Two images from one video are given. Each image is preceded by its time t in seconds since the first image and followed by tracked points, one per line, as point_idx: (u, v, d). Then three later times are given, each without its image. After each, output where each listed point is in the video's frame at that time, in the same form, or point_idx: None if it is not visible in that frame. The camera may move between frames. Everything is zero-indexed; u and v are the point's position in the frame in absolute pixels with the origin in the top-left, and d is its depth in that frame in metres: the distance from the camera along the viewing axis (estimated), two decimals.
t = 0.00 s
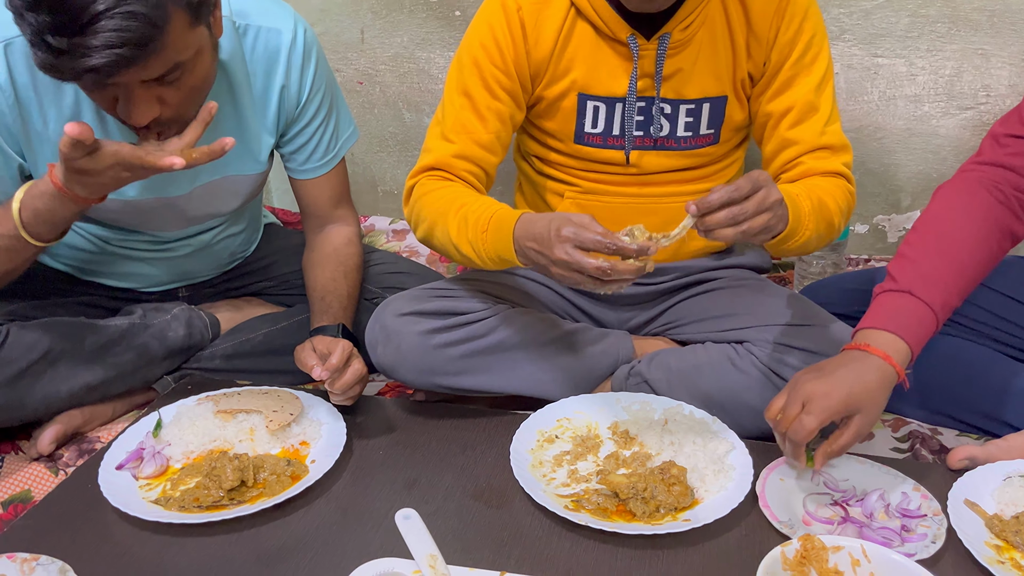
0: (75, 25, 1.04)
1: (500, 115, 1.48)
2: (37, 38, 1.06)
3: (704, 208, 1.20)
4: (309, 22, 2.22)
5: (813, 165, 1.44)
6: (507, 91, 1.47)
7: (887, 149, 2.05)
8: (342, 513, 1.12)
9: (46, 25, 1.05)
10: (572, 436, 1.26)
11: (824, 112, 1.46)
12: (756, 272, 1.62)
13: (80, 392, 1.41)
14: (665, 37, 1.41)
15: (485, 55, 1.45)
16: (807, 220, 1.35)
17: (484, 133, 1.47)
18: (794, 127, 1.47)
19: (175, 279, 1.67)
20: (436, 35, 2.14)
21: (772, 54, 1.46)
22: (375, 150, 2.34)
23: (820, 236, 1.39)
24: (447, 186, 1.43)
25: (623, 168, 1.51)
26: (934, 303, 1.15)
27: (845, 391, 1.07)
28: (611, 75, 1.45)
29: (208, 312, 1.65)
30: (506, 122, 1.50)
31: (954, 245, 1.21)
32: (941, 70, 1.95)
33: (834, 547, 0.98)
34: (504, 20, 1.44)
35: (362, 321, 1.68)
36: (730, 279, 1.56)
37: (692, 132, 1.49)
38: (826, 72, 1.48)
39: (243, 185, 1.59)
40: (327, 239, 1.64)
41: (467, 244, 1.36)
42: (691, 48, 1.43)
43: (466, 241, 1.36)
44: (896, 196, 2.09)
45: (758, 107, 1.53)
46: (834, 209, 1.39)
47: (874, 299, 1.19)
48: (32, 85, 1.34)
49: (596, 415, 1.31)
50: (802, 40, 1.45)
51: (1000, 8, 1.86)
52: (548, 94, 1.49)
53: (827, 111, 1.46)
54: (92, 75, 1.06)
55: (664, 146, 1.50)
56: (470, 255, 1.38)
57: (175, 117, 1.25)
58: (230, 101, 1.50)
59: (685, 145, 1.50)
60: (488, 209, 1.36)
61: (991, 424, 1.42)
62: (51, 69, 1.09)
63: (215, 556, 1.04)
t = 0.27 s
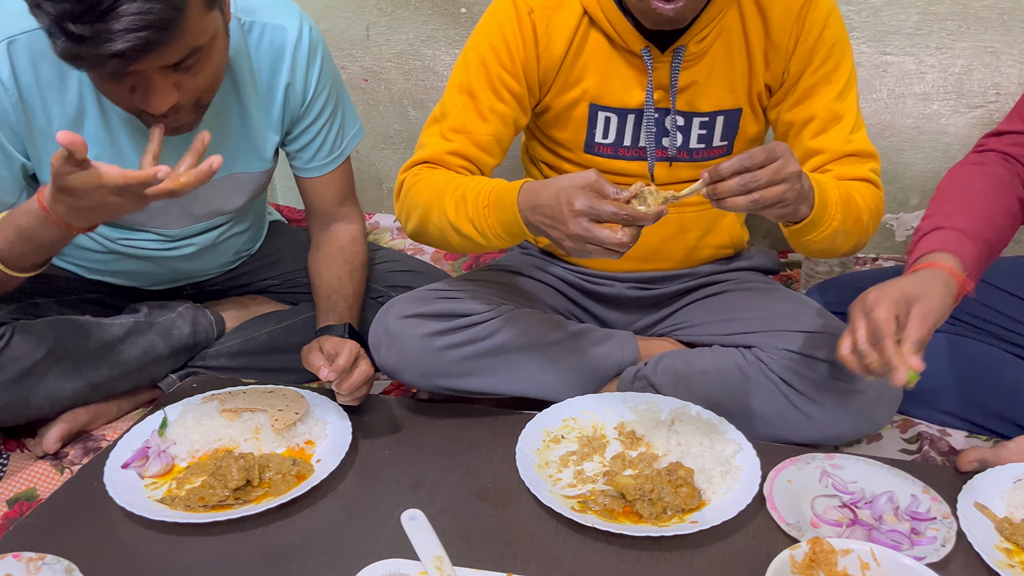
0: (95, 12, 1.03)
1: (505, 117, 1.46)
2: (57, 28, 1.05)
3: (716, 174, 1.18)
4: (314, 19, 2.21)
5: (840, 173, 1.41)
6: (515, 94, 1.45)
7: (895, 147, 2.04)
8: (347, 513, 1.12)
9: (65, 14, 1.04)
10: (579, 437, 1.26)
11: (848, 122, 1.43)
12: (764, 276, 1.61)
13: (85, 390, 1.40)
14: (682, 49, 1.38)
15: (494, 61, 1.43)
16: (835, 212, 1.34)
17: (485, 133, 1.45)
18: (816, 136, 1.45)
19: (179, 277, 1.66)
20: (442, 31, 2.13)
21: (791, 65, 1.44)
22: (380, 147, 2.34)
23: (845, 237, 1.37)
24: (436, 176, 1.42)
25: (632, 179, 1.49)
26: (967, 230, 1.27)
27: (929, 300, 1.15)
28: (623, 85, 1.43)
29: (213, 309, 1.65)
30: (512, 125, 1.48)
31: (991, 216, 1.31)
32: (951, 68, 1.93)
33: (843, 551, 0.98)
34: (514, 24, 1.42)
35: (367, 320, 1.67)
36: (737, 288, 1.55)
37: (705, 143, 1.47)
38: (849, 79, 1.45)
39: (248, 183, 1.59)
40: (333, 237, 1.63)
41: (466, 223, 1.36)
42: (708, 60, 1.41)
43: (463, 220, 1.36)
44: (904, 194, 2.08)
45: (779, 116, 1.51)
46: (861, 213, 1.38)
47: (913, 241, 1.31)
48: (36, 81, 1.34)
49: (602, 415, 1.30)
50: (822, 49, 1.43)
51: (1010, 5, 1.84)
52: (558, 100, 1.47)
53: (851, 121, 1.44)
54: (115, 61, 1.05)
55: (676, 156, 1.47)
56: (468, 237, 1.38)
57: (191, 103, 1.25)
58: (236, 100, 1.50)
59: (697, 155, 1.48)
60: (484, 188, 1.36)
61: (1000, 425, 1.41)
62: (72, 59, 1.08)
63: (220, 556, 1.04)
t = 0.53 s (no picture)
0: None
1: (510, 114, 1.45)
2: None
3: (726, 171, 1.16)
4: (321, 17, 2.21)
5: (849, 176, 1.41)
6: (522, 91, 1.44)
7: (905, 146, 2.03)
8: (356, 512, 1.12)
9: None
10: (587, 436, 1.25)
11: (856, 124, 1.43)
12: (772, 275, 1.60)
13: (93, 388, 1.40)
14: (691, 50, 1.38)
15: (502, 57, 1.42)
16: (832, 215, 1.33)
17: (490, 128, 1.44)
18: (824, 138, 1.45)
19: (187, 275, 1.66)
20: (449, 29, 2.12)
21: (800, 67, 1.43)
22: (387, 145, 2.33)
23: (847, 237, 1.37)
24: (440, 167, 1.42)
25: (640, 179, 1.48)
26: None
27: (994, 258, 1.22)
28: (632, 85, 1.42)
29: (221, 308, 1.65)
30: (517, 121, 1.47)
31: None
32: (961, 65, 1.92)
33: (853, 551, 0.97)
34: (522, 20, 1.41)
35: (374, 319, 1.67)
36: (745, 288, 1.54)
37: (714, 143, 1.47)
38: (857, 82, 1.44)
39: (257, 178, 1.59)
40: (341, 236, 1.63)
41: (471, 213, 1.36)
42: (717, 61, 1.40)
43: (469, 211, 1.37)
44: (914, 193, 2.07)
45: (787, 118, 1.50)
46: (866, 215, 1.37)
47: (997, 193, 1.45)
48: (53, 65, 1.34)
49: (611, 415, 1.30)
50: (832, 51, 1.42)
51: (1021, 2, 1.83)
52: (565, 100, 1.47)
53: (859, 123, 1.43)
54: (144, 36, 1.08)
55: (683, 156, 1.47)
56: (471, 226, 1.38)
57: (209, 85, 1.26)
58: (246, 94, 1.50)
59: (704, 155, 1.47)
60: (490, 175, 1.36)
61: (1012, 424, 1.40)
62: (103, 32, 1.10)
63: (228, 555, 1.04)
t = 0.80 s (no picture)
0: None
1: (505, 118, 1.44)
2: None
3: (724, 95, 1.15)
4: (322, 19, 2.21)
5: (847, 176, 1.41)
6: (520, 96, 1.44)
7: (905, 147, 2.03)
8: (356, 515, 1.12)
9: None
10: (587, 439, 1.25)
11: (852, 126, 1.43)
12: (774, 278, 1.60)
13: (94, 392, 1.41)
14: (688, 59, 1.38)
15: (500, 61, 1.42)
16: (826, 183, 1.32)
17: (486, 132, 1.44)
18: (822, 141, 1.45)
19: (190, 276, 1.66)
20: (449, 31, 2.12)
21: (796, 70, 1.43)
22: (387, 147, 2.33)
23: (838, 223, 1.38)
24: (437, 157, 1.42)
25: (638, 186, 1.48)
26: None
27: None
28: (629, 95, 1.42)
29: (221, 310, 1.65)
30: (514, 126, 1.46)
31: None
32: (961, 67, 1.92)
33: (853, 555, 0.97)
34: (520, 25, 1.41)
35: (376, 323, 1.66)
36: (746, 289, 1.54)
37: (713, 151, 1.45)
38: (855, 84, 1.43)
39: (262, 177, 1.59)
40: (341, 238, 1.63)
41: (476, 182, 1.35)
42: (712, 69, 1.40)
43: (474, 181, 1.36)
44: (914, 195, 2.07)
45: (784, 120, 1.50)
46: (860, 206, 1.38)
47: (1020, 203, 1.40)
48: (68, 56, 1.34)
49: (611, 417, 1.30)
50: (827, 54, 1.41)
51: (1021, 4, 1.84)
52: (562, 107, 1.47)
53: (856, 124, 1.43)
54: (163, 28, 1.08)
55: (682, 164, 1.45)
56: (475, 199, 1.37)
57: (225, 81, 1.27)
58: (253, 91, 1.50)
59: (703, 162, 1.46)
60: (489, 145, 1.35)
61: (1011, 427, 1.40)
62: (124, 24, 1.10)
63: (227, 559, 1.04)
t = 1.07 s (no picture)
0: None
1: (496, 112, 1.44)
2: None
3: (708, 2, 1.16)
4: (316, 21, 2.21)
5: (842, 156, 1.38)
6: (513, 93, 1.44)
7: (898, 147, 2.04)
8: (350, 515, 1.12)
9: None
10: (581, 438, 1.26)
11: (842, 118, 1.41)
12: (768, 278, 1.60)
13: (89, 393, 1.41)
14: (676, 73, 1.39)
15: (491, 57, 1.42)
16: (814, 131, 1.27)
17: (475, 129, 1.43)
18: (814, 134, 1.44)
19: (187, 277, 1.66)
20: (443, 33, 2.13)
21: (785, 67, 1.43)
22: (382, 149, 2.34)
23: (834, 188, 1.33)
24: (427, 126, 1.41)
25: (627, 193, 1.48)
26: None
27: None
28: (618, 100, 1.42)
29: (216, 312, 1.65)
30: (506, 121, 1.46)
31: None
32: (953, 67, 1.93)
33: (844, 552, 0.97)
34: (511, 22, 1.41)
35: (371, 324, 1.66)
36: (740, 289, 1.54)
37: (703, 155, 1.46)
38: (845, 73, 1.42)
39: (259, 176, 1.59)
40: (336, 239, 1.63)
41: (468, 129, 1.33)
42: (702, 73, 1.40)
43: (467, 128, 1.33)
44: (907, 194, 2.08)
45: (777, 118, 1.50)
46: (870, 187, 1.36)
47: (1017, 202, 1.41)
48: (65, 57, 1.34)
49: (605, 417, 1.30)
50: (814, 46, 1.40)
51: (1013, 4, 1.85)
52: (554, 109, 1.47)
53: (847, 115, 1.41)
54: (169, 24, 1.08)
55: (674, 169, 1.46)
56: (466, 151, 1.34)
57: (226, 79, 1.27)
58: (250, 91, 1.51)
59: (694, 167, 1.46)
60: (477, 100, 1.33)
61: (1003, 424, 1.41)
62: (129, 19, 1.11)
63: (221, 559, 1.04)
